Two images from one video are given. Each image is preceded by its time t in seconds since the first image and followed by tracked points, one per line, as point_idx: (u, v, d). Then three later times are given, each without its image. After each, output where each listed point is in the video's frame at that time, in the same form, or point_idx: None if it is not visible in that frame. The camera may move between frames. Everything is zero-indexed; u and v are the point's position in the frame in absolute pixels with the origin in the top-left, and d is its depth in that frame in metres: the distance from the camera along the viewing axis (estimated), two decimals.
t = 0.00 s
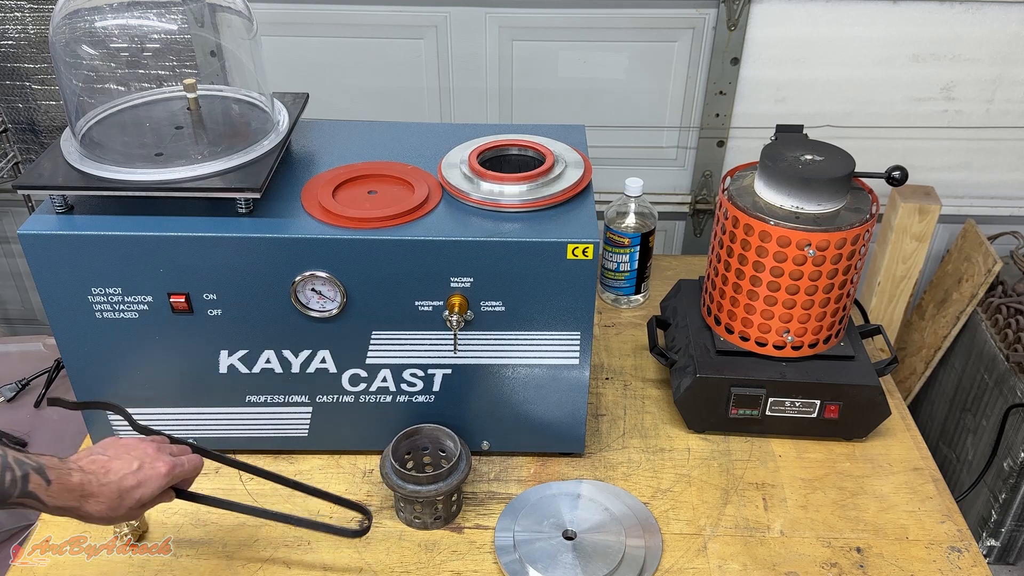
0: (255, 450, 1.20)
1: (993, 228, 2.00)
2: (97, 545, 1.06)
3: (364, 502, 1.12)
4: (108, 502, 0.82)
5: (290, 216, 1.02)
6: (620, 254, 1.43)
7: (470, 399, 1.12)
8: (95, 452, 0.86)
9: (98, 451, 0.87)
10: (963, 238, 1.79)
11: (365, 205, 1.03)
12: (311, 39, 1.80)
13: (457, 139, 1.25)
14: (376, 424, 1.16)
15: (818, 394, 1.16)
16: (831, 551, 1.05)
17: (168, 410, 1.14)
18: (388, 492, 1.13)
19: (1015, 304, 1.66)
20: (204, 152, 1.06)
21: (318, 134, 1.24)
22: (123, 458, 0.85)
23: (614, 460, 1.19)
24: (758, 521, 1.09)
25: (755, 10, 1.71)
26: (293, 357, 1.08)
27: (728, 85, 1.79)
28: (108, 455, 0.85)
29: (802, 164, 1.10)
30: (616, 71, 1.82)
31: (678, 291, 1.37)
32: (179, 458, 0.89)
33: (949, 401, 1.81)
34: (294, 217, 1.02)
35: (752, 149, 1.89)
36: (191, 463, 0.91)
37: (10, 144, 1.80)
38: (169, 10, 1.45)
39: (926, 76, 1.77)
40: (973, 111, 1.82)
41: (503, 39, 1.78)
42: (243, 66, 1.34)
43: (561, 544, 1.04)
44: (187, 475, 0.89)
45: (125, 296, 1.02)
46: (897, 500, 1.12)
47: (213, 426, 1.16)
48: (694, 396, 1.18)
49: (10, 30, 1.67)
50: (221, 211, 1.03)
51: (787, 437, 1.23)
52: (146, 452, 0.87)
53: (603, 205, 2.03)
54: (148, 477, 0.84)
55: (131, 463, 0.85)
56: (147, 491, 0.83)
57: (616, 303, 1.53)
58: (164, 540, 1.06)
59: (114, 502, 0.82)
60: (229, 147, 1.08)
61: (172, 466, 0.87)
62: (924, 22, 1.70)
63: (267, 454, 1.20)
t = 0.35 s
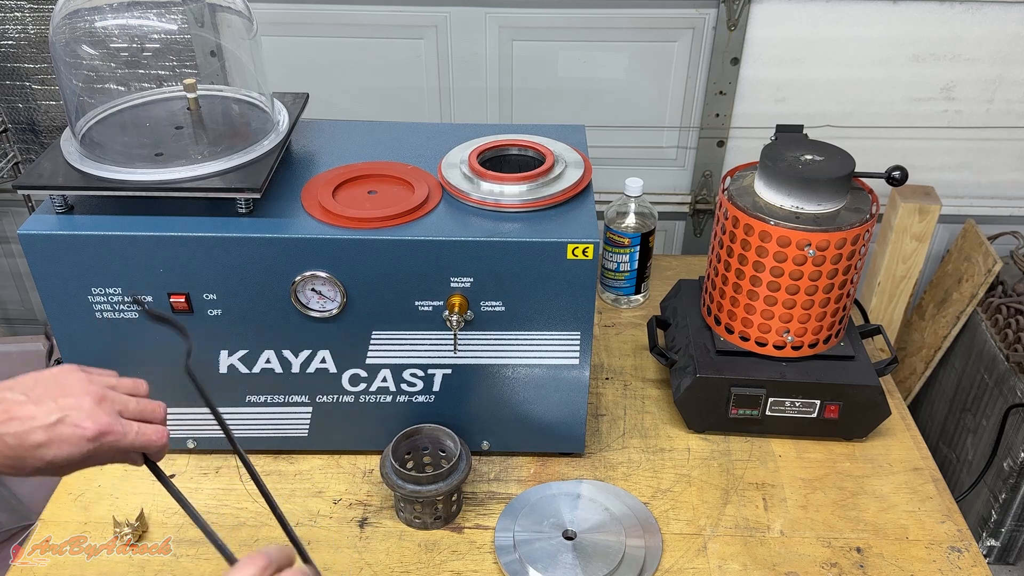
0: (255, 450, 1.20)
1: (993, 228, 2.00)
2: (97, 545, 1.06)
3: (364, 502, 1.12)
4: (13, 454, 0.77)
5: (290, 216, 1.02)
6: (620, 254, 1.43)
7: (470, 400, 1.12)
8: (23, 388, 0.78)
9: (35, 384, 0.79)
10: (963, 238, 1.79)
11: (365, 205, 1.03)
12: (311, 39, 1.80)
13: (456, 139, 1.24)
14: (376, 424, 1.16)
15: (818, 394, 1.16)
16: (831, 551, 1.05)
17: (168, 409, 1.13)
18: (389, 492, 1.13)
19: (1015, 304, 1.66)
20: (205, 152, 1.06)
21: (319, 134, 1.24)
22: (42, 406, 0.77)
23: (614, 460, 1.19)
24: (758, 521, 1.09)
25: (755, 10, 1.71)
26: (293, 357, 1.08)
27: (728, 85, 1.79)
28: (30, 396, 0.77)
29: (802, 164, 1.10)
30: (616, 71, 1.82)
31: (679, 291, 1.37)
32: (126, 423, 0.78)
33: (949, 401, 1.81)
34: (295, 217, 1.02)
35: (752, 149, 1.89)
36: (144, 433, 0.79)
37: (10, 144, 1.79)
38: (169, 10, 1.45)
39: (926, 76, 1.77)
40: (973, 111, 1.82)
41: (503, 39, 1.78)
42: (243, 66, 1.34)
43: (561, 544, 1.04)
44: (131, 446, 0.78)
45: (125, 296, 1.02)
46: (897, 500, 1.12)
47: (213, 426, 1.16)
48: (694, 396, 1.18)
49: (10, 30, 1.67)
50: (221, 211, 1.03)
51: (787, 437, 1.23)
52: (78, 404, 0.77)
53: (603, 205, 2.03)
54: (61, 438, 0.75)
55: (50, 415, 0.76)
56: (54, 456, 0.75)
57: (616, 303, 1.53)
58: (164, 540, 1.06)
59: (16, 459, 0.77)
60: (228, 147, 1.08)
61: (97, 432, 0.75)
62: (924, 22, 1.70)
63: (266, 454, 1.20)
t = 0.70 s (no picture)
0: (255, 450, 1.20)
1: (993, 228, 2.00)
2: (97, 545, 1.06)
3: (364, 502, 1.12)
4: None
5: (290, 216, 1.02)
6: (620, 254, 1.43)
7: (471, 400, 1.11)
8: None
9: None
10: (963, 238, 1.79)
11: (365, 205, 1.03)
12: (312, 39, 1.80)
13: (456, 139, 1.24)
14: (376, 424, 1.16)
15: (818, 394, 1.16)
16: (831, 551, 1.05)
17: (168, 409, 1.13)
18: (389, 492, 1.13)
19: (1015, 304, 1.66)
20: (205, 152, 1.06)
21: (319, 134, 1.24)
22: None
23: (614, 460, 1.19)
24: (758, 521, 1.09)
25: (755, 10, 1.71)
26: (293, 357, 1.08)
27: (728, 85, 1.79)
28: None
29: (802, 164, 1.10)
30: (616, 71, 1.82)
31: (679, 291, 1.37)
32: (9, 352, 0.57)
33: (949, 401, 1.81)
34: (295, 217, 1.02)
35: (753, 149, 1.89)
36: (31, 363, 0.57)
37: (10, 144, 1.79)
38: (169, 10, 1.46)
39: (926, 76, 1.77)
40: (973, 111, 1.83)
41: (503, 39, 1.78)
42: (243, 66, 1.35)
43: (561, 544, 1.04)
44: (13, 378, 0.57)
45: (125, 295, 1.02)
46: (897, 500, 1.12)
47: (214, 426, 1.16)
48: (694, 396, 1.18)
49: (10, 30, 1.67)
50: (221, 211, 1.03)
51: (787, 437, 1.23)
52: None
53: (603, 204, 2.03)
54: None
55: None
56: None
57: (616, 303, 1.53)
58: (164, 540, 1.06)
59: None
60: (228, 147, 1.08)
61: None
62: (924, 22, 1.70)
63: (267, 454, 1.20)
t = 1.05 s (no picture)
0: (255, 450, 1.20)
1: (993, 228, 2.00)
2: (96, 545, 1.06)
3: (364, 502, 1.12)
4: None
5: (290, 216, 1.02)
6: (620, 254, 1.43)
7: (471, 401, 1.11)
8: None
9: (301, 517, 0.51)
10: (963, 238, 1.79)
11: (365, 205, 1.03)
12: (312, 39, 1.80)
13: (456, 139, 1.24)
14: (376, 424, 1.16)
15: (818, 394, 1.16)
16: (831, 551, 1.05)
17: (169, 409, 1.13)
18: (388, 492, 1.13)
19: (1015, 304, 1.66)
20: (204, 152, 1.06)
21: (318, 134, 1.24)
22: None
23: (614, 460, 1.19)
24: (758, 521, 1.09)
25: (755, 10, 1.71)
26: (293, 357, 1.08)
27: (728, 85, 1.79)
28: None
29: (802, 164, 1.10)
30: (616, 71, 1.82)
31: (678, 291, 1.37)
32: None
33: (949, 401, 1.81)
34: (294, 217, 1.02)
35: (753, 149, 1.89)
36: None
37: (10, 144, 1.79)
38: (169, 10, 1.45)
39: (926, 76, 1.77)
40: (973, 111, 1.83)
41: (503, 39, 1.78)
42: (243, 66, 1.34)
43: (561, 544, 1.03)
44: None
45: (125, 295, 1.02)
46: (897, 500, 1.12)
47: (213, 426, 1.16)
48: (694, 396, 1.18)
49: (10, 30, 1.67)
50: (221, 211, 1.03)
51: (787, 437, 1.23)
52: None
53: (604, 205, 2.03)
54: None
55: None
56: None
57: (616, 303, 1.53)
58: (164, 540, 1.06)
59: None
60: (228, 146, 1.08)
61: None
62: (924, 22, 1.70)
63: (267, 454, 1.20)
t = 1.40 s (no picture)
0: (255, 450, 1.20)
1: (993, 228, 2.00)
2: (96, 545, 1.06)
3: (364, 502, 1.12)
4: None
5: (290, 216, 1.02)
6: (620, 254, 1.43)
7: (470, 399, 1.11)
8: None
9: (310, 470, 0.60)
10: (964, 238, 1.79)
11: (365, 205, 1.03)
12: (312, 39, 1.80)
13: (456, 139, 1.24)
14: (376, 424, 1.16)
15: (818, 394, 1.16)
16: (831, 551, 1.05)
17: (169, 409, 1.13)
18: (388, 492, 1.13)
19: (1015, 304, 1.66)
20: (204, 152, 1.06)
21: (318, 134, 1.24)
22: None
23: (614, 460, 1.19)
24: (758, 521, 1.09)
25: (755, 10, 1.71)
26: (293, 357, 1.08)
27: (728, 85, 1.79)
28: None
29: (802, 164, 1.10)
30: (616, 71, 1.82)
31: (678, 291, 1.37)
32: None
33: (949, 401, 1.81)
34: (294, 217, 1.02)
35: (753, 149, 1.89)
36: None
37: (10, 144, 1.79)
38: (169, 10, 1.45)
39: (926, 76, 1.77)
40: (973, 110, 1.82)
41: (503, 39, 1.78)
42: (243, 66, 1.34)
43: (561, 544, 1.03)
44: None
45: (125, 295, 1.02)
46: (897, 500, 1.12)
47: (213, 426, 1.15)
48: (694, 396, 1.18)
49: (10, 30, 1.67)
50: (221, 211, 1.03)
51: (787, 437, 1.23)
52: None
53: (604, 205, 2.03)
54: None
55: None
56: None
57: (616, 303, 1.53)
58: (164, 540, 1.06)
59: None
60: (228, 146, 1.08)
61: None
62: (924, 21, 1.70)
63: (267, 454, 1.20)
